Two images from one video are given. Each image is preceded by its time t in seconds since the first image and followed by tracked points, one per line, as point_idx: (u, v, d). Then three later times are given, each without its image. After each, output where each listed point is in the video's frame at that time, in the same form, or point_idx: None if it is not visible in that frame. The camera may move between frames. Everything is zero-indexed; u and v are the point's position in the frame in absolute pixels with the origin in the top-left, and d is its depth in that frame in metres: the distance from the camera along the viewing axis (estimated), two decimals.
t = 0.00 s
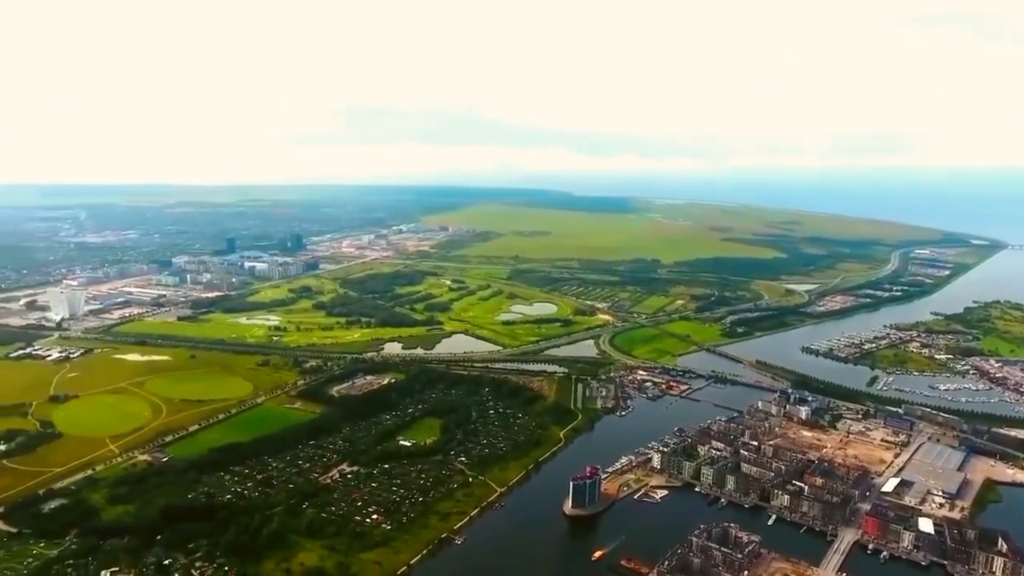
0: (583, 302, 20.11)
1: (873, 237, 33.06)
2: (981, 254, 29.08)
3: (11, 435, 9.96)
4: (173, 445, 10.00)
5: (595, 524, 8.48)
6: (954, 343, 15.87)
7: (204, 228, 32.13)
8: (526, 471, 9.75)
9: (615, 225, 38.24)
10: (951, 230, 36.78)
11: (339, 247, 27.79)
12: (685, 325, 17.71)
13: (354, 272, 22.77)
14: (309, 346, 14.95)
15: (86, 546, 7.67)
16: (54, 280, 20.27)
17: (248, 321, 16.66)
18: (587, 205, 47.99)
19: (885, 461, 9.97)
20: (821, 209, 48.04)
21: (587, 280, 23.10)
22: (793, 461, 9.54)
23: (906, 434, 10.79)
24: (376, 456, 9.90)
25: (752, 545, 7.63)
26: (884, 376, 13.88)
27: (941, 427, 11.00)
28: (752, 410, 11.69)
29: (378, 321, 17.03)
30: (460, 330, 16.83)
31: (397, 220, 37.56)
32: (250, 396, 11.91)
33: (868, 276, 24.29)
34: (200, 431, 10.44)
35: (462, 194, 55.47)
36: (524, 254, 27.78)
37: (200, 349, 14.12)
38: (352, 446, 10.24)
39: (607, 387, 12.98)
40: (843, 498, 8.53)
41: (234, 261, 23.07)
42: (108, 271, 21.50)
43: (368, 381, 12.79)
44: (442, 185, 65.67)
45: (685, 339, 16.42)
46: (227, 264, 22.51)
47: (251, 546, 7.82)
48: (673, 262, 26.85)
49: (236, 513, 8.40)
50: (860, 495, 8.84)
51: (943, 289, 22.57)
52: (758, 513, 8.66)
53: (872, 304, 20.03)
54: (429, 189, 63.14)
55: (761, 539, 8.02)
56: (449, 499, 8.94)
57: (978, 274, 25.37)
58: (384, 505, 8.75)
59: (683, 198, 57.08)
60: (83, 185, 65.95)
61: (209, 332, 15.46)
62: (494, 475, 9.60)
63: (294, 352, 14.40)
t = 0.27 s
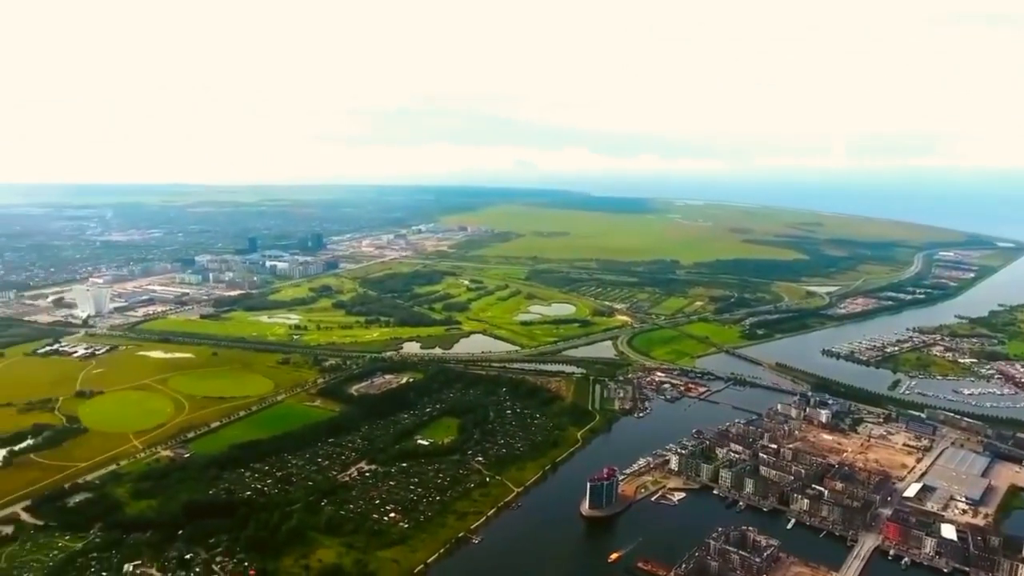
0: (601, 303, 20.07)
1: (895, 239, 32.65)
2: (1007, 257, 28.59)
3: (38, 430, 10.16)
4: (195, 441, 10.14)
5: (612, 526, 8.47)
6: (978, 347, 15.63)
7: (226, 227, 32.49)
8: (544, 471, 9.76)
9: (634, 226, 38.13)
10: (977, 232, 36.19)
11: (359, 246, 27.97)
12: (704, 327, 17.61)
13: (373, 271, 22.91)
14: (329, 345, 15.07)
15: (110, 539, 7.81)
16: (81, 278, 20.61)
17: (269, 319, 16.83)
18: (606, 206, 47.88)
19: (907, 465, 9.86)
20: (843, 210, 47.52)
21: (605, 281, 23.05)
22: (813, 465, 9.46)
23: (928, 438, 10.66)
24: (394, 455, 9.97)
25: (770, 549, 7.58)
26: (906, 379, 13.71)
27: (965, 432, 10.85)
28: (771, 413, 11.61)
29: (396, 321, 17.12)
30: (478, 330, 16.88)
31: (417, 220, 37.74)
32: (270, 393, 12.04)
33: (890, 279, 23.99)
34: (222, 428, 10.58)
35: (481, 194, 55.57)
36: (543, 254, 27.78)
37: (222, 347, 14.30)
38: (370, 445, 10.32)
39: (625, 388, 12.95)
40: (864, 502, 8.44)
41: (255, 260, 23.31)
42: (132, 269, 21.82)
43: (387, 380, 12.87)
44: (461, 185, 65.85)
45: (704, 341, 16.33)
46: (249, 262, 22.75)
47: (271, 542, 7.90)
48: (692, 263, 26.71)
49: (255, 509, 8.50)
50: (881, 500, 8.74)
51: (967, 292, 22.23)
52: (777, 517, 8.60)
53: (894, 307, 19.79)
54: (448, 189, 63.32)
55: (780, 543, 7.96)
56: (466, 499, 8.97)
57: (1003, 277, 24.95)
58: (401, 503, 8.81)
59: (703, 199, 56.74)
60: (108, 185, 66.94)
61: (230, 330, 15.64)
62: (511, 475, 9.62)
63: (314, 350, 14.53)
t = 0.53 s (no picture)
0: (623, 304, 20.02)
1: (922, 241, 32.15)
2: None
3: (69, 424, 10.38)
4: (220, 437, 10.28)
5: (632, 528, 8.45)
6: (1007, 352, 15.36)
7: (252, 227, 32.88)
8: (563, 472, 9.76)
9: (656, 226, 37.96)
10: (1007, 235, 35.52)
11: (382, 246, 28.16)
12: (726, 329, 17.49)
13: (395, 271, 23.06)
14: (351, 343, 15.20)
15: (137, 533, 7.95)
16: (111, 276, 21.00)
17: (293, 317, 17.01)
18: (628, 206, 47.70)
19: (933, 471, 9.72)
20: (868, 212, 46.90)
21: (627, 282, 22.98)
22: (836, 470, 9.36)
23: (955, 444, 10.49)
24: (414, 454, 10.03)
25: (792, 554, 7.51)
26: (932, 384, 13.50)
27: (993, 439, 10.67)
28: (794, 416, 11.51)
29: (418, 320, 17.22)
30: (499, 330, 16.92)
31: (439, 220, 37.90)
32: (293, 391, 12.17)
33: (917, 281, 23.64)
34: (246, 425, 10.72)
35: (503, 194, 55.67)
36: (564, 255, 27.76)
37: (247, 345, 14.48)
38: (391, 443, 10.39)
39: (646, 390, 12.91)
40: (888, 508, 8.34)
41: (279, 259, 23.57)
42: (160, 267, 22.17)
43: (408, 379, 12.96)
44: (483, 186, 66.03)
45: (726, 343, 16.22)
46: (273, 261, 23.01)
47: (293, 538, 8.00)
48: (715, 264, 26.54)
49: (278, 506, 8.59)
50: (906, 506, 8.63)
51: (996, 296, 21.84)
52: (799, 522, 8.53)
53: (921, 310, 19.50)
54: (470, 189, 63.47)
55: (801, 548, 7.89)
56: (486, 498, 9.01)
57: None
58: (421, 502, 8.86)
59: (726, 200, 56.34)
60: (137, 185, 68.07)
61: (255, 327, 15.85)
62: (531, 476, 9.64)
63: (337, 349, 14.66)
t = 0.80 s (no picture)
0: (640, 305, 19.96)
1: (944, 243, 31.75)
2: None
3: (92, 420, 10.54)
4: (239, 434, 10.40)
5: (648, 530, 8.43)
6: None
7: (272, 226, 33.16)
8: (579, 473, 9.76)
9: (674, 227, 37.83)
10: None
11: (400, 246, 28.29)
12: (744, 330, 17.39)
13: (413, 271, 23.17)
14: (369, 342, 15.29)
15: (157, 528, 8.07)
16: (133, 274, 21.28)
17: (311, 316, 17.14)
18: (646, 207, 47.54)
19: (954, 476, 9.60)
20: (889, 213, 46.40)
21: (644, 283, 22.91)
22: (855, 473, 9.28)
23: (977, 449, 10.36)
24: (431, 453, 10.08)
25: (809, 558, 7.47)
26: (953, 388, 13.34)
27: (1016, 444, 10.52)
28: (812, 419, 11.42)
29: (435, 320, 17.29)
30: (515, 330, 16.95)
31: (456, 220, 38.01)
32: (311, 389, 12.28)
33: (938, 284, 23.36)
34: (264, 422, 10.83)
35: (520, 195, 55.70)
36: (581, 256, 27.73)
37: (266, 343, 14.62)
38: (407, 442, 10.45)
39: (663, 391, 12.87)
40: (908, 513, 8.26)
41: (298, 258, 23.77)
42: (182, 266, 22.44)
43: (425, 379, 13.02)
44: (501, 186, 66.14)
45: (744, 345, 16.13)
46: (292, 261, 23.21)
47: (310, 535, 8.07)
48: (732, 266, 26.41)
49: (296, 503, 8.68)
50: (926, 511, 8.54)
51: (1020, 299, 21.52)
52: (817, 526, 8.47)
53: (942, 313, 19.27)
54: (488, 190, 63.57)
55: (819, 553, 7.83)
56: (501, 498, 9.04)
57: None
58: (437, 501, 8.90)
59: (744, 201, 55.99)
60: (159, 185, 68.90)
61: (274, 326, 16.00)
62: (547, 476, 9.65)
63: (354, 348, 14.75)
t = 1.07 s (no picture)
0: (662, 306, 19.87)
1: (974, 245, 31.18)
2: None
3: (121, 414, 10.75)
4: (264, 431, 10.54)
5: (668, 532, 8.41)
6: None
7: (297, 226, 33.52)
8: (600, 474, 9.75)
9: (697, 228, 37.59)
10: None
11: (423, 246, 28.45)
12: (767, 333, 17.23)
13: (435, 271, 23.28)
14: (391, 341, 15.40)
15: (183, 522, 8.20)
16: (162, 272, 21.66)
17: (335, 315, 17.31)
18: (669, 207, 47.29)
19: (982, 483, 9.44)
20: (918, 215, 45.68)
21: (667, 284, 22.80)
22: (880, 479, 9.17)
23: (1006, 456, 10.18)
24: (452, 452, 10.13)
25: (833, 564, 7.40)
26: (983, 393, 13.11)
27: None
28: (837, 423, 11.29)
29: (458, 320, 17.37)
30: (537, 330, 16.96)
31: (479, 220, 38.13)
32: (334, 387, 12.40)
33: (968, 287, 22.96)
34: (289, 419, 10.96)
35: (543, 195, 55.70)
36: (603, 256, 27.68)
37: (290, 341, 14.79)
38: (429, 441, 10.51)
39: (685, 394, 12.80)
40: (935, 520, 8.13)
41: (323, 257, 24.01)
42: (209, 264, 22.77)
43: (447, 378, 13.08)
44: (523, 187, 66.21)
45: (768, 347, 15.99)
46: (317, 260, 23.44)
47: (332, 531, 8.16)
48: (756, 267, 26.18)
49: (319, 499, 8.77)
50: (953, 518, 8.41)
51: None
52: (841, 531, 8.38)
53: (971, 317, 18.93)
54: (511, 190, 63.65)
55: (843, 558, 7.75)
56: (522, 498, 9.06)
57: None
58: (458, 500, 8.95)
59: (769, 202, 55.48)
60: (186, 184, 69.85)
61: (299, 324, 16.18)
62: (567, 477, 9.66)
63: (377, 347, 14.87)
